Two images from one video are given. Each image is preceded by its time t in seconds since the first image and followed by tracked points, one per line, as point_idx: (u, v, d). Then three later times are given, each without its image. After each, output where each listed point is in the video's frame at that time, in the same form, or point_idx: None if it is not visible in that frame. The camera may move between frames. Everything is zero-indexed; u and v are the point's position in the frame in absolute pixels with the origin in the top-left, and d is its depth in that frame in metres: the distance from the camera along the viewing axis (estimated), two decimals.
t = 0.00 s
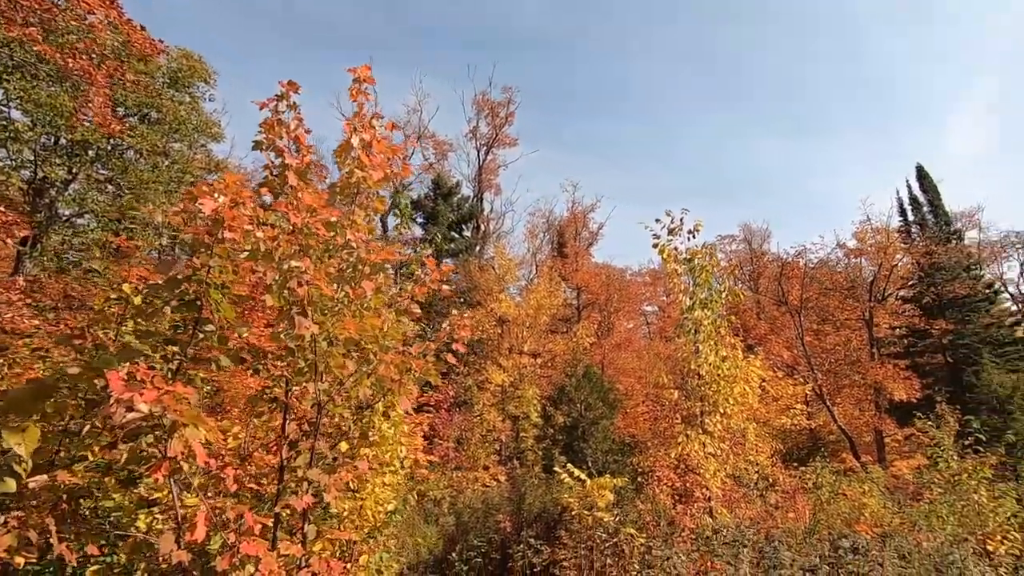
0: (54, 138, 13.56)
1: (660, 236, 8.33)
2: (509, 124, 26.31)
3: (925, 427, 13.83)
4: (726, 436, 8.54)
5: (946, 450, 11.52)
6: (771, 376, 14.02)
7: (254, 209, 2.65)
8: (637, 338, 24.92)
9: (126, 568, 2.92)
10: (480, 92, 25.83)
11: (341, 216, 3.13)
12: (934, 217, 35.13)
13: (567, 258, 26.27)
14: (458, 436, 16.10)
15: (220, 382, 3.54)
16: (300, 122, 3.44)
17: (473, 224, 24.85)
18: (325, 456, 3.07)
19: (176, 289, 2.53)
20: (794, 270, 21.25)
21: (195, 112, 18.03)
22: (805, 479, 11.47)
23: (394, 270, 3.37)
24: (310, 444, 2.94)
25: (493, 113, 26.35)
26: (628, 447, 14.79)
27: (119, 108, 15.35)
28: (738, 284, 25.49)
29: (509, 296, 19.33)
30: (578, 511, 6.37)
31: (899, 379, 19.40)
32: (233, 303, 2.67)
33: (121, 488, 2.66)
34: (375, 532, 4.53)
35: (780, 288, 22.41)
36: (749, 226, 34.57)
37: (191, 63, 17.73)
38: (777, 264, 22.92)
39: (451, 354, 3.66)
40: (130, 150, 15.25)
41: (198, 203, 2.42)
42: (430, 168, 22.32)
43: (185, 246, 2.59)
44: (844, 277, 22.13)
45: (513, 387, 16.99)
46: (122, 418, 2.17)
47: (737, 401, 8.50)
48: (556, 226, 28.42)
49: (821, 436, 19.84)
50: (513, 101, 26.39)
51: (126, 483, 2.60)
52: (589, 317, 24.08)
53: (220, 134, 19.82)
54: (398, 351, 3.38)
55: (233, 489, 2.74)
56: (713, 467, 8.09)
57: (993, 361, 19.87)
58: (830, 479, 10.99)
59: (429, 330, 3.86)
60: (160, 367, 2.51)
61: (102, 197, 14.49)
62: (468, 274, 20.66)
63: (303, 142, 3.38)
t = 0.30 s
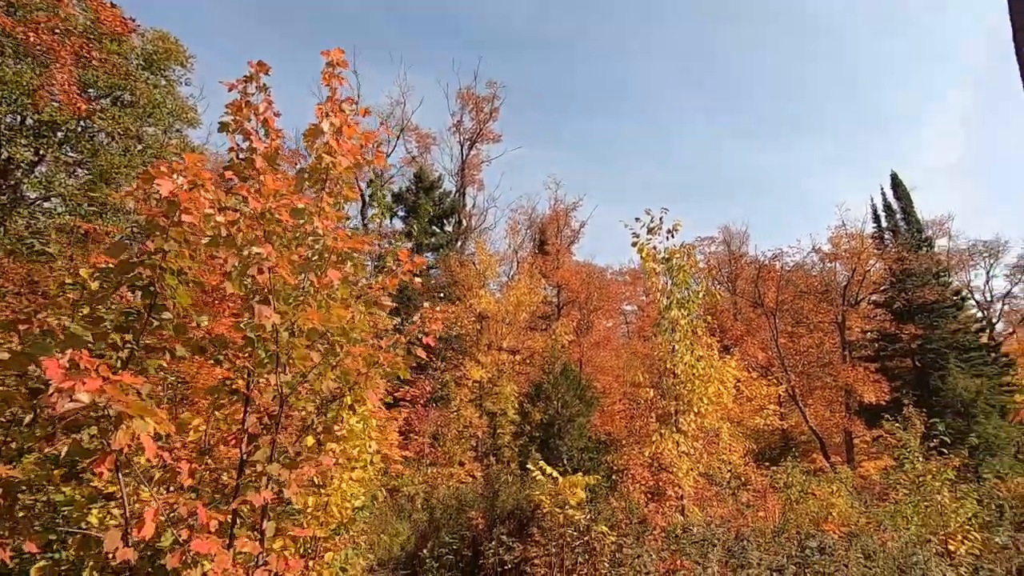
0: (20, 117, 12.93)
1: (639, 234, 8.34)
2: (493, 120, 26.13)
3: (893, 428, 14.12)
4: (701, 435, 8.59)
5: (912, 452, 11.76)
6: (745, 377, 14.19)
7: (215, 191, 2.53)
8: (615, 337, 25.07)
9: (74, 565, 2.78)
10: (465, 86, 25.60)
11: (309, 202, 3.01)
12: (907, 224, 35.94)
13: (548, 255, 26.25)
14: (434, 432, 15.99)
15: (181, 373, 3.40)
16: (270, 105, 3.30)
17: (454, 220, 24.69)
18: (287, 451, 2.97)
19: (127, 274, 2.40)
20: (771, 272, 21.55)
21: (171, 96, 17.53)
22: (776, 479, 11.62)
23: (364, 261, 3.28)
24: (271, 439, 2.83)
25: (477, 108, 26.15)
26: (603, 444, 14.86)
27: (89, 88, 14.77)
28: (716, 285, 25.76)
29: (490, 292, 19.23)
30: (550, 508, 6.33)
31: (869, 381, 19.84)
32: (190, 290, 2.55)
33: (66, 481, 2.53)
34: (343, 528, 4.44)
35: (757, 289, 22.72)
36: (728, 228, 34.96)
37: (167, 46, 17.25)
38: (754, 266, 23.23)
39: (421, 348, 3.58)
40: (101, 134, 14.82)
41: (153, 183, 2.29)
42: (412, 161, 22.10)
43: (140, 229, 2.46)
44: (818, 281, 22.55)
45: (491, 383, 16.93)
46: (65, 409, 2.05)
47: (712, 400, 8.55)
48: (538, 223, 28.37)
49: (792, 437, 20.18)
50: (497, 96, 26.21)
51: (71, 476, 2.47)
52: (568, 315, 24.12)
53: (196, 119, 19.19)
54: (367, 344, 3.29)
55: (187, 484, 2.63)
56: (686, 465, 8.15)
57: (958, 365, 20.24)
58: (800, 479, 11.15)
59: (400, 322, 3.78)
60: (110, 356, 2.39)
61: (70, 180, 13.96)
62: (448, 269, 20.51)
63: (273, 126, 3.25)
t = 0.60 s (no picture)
0: None
1: (619, 231, 8.34)
2: (476, 114, 25.93)
3: (862, 427, 14.42)
4: (675, 431, 8.64)
5: (880, 451, 12.03)
6: (722, 375, 14.35)
7: (177, 173, 2.42)
8: (594, 334, 25.19)
9: (20, 562, 2.65)
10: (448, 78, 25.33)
11: (277, 188, 2.90)
12: (880, 228, 36.76)
13: (529, 251, 26.21)
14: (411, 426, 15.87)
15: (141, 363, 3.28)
16: (238, 85, 3.17)
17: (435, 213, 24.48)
18: (250, 445, 2.87)
19: (82, 258, 2.29)
20: (749, 272, 21.83)
21: (144, 79, 16.88)
22: (748, 476, 11.79)
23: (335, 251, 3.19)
24: (232, 432, 2.73)
25: (460, 101, 25.92)
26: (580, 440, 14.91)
27: (57, 69, 14.40)
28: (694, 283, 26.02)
29: (470, 287, 19.10)
30: (524, 504, 6.30)
31: (840, 380, 20.28)
32: (149, 276, 2.44)
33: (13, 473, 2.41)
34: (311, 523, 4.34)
35: (735, 288, 22.99)
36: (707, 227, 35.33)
37: (141, 26, 16.66)
38: (732, 265, 23.52)
39: (392, 341, 3.51)
40: (69, 115, 14.32)
41: (109, 162, 2.17)
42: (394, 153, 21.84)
43: (95, 211, 2.34)
44: (794, 281, 22.97)
45: (469, 378, 16.85)
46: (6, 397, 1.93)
47: (688, 398, 8.60)
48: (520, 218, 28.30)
49: (765, 434, 20.52)
50: (481, 90, 26.00)
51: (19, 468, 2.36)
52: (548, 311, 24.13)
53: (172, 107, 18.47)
54: (337, 336, 3.21)
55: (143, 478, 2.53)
56: (660, 462, 8.20)
57: (925, 366, 20.77)
58: (772, 476, 11.32)
59: (373, 314, 3.71)
60: (58, 343, 2.26)
61: (35, 162, 13.38)
62: (428, 263, 20.33)
63: (241, 107, 3.12)
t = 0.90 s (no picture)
0: None
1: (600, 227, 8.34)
2: (459, 106, 25.70)
3: (831, 424, 14.76)
4: (651, 427, 8.70)
5: (848, 448, 12.34)
6: (698, 372, 14.52)
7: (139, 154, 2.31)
8: (573, 329, 25.29)
9: None
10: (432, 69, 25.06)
11: (247, 173, 2.80)
12: (854, 230, 37.59)
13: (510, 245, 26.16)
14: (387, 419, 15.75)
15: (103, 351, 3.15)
16: (208, 66, 3.05)
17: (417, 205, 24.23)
18: (214, 437, 2.78)
19: (35, 240, 2.18)
20: (727, 271, 22.12)
21: (117, 59, 16.25)
22: (721, 471, 11.97)
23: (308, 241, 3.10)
24: (195, 424, 2.66)
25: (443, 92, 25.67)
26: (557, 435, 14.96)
27: (23, 46, 13.98)
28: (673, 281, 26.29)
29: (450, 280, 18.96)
30: (498, 499, 6.28)
31: (812, 379, 20.72)
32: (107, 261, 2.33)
33: None
34: (279, 518, 4.25)
35: (713, 287, 23.28)
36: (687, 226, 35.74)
37: (113, 4, 16.10)
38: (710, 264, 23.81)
39: (366, 333, 3.43)
40: (37, 93, 13.84)
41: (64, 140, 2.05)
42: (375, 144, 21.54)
43: (50, 191, 2.23)
44: (769, 281, 23.39)
45: (447, 372, 16.74)
46: None
47: (663, 394, 8.66)
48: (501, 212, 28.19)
49: (739, 431, 20.84)
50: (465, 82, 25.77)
51: None
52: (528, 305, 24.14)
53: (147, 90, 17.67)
54: (308, 328, 3.12)
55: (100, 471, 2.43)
56: (635, 457, 8.25)
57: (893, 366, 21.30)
58: (744, 472, 11.51)
59: (346, 305, 3.62)
60: (9, 329, 2.17)
61: None
62: (408, 255, 20.15)
63: (211, 89, 3.00)
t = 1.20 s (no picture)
0: None
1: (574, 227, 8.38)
2: (437, 101, 25.48)
3: (795, 425, 15.14)
4: (620, 427, 8.76)
5: (810, 448, 12.69)
6: (668, 372, 14.71)
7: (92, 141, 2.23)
8: (547, 328, 25.41)
9: None
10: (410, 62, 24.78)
11: (209, 164, 2.71)
12: (821, 236, 38.59)
13: (486, 243, 26.10)
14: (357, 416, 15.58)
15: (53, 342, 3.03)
16: (171, 50, 2.93)
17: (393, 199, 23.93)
18: (169, 435, 2.70)
19: None
20: (699, 273, 22.47)
21: (81, 39, 15.61)
22: (688, 470, 12.17)
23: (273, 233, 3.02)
24: (150, 421, 2.58)
25: (421, 86, 25.42)
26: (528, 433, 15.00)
27: None
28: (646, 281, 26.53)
29: (424, 276, 18.76)
30: (465, 498, 6.19)
31: (778, 380, 21.22)
32: (55, 250, 2.24)
33: None
34: (240, 517, 4.14)
35: (685, 288, 23.56)
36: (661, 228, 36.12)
37: None
38: (682, 265, 24.16)
39: (332, 328, 3.36)
40: None
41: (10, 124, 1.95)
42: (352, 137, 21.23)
43: None
44: (740, 283, 23.79)
45: (420, 369, 16.60)
46: None
47: (633, 394, 8.73)
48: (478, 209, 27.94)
49: (706, 431, 21.20)
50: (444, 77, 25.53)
51: None
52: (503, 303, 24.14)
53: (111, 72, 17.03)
54: (272, 323, 3.05)
55: (43, 467, 2.33)
56: (604, 456, 8.32)
57: (856, 369, 21.94)
58: (711, 471, 11.73)
59: (314, 301, 3.56)
60: None
61: None
62: (382, 250, 19.92)
63: (174, 74, 2.88)
